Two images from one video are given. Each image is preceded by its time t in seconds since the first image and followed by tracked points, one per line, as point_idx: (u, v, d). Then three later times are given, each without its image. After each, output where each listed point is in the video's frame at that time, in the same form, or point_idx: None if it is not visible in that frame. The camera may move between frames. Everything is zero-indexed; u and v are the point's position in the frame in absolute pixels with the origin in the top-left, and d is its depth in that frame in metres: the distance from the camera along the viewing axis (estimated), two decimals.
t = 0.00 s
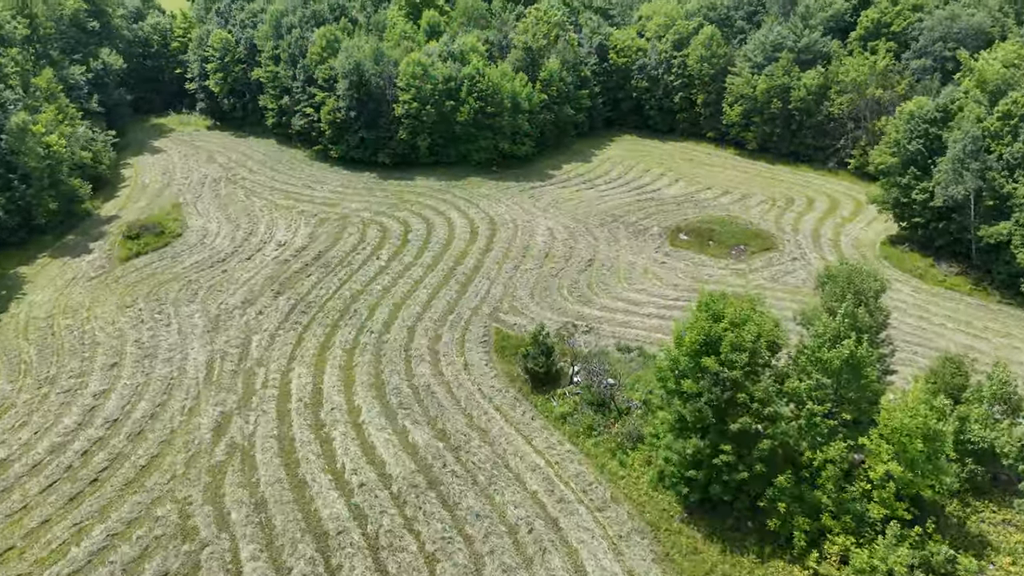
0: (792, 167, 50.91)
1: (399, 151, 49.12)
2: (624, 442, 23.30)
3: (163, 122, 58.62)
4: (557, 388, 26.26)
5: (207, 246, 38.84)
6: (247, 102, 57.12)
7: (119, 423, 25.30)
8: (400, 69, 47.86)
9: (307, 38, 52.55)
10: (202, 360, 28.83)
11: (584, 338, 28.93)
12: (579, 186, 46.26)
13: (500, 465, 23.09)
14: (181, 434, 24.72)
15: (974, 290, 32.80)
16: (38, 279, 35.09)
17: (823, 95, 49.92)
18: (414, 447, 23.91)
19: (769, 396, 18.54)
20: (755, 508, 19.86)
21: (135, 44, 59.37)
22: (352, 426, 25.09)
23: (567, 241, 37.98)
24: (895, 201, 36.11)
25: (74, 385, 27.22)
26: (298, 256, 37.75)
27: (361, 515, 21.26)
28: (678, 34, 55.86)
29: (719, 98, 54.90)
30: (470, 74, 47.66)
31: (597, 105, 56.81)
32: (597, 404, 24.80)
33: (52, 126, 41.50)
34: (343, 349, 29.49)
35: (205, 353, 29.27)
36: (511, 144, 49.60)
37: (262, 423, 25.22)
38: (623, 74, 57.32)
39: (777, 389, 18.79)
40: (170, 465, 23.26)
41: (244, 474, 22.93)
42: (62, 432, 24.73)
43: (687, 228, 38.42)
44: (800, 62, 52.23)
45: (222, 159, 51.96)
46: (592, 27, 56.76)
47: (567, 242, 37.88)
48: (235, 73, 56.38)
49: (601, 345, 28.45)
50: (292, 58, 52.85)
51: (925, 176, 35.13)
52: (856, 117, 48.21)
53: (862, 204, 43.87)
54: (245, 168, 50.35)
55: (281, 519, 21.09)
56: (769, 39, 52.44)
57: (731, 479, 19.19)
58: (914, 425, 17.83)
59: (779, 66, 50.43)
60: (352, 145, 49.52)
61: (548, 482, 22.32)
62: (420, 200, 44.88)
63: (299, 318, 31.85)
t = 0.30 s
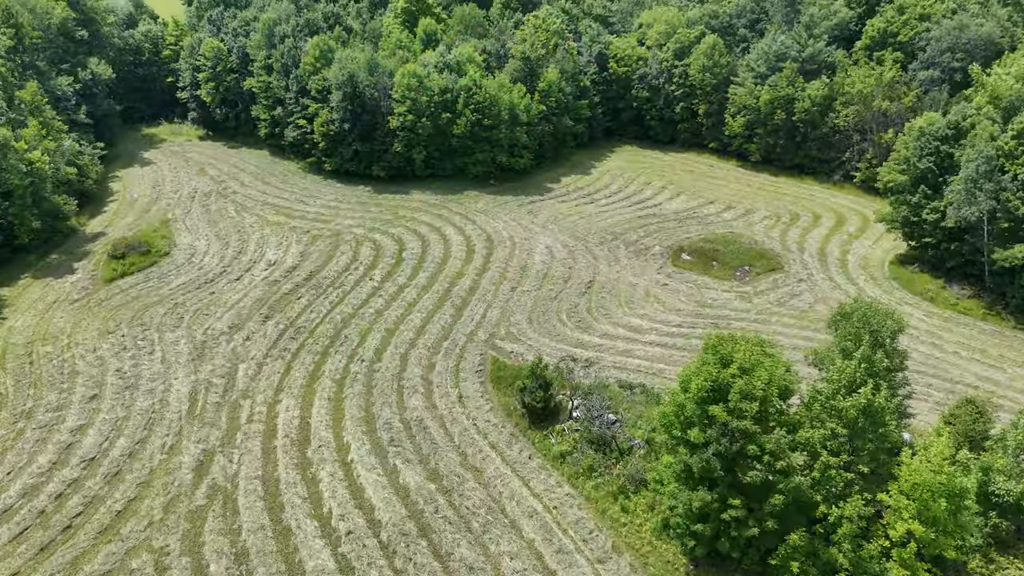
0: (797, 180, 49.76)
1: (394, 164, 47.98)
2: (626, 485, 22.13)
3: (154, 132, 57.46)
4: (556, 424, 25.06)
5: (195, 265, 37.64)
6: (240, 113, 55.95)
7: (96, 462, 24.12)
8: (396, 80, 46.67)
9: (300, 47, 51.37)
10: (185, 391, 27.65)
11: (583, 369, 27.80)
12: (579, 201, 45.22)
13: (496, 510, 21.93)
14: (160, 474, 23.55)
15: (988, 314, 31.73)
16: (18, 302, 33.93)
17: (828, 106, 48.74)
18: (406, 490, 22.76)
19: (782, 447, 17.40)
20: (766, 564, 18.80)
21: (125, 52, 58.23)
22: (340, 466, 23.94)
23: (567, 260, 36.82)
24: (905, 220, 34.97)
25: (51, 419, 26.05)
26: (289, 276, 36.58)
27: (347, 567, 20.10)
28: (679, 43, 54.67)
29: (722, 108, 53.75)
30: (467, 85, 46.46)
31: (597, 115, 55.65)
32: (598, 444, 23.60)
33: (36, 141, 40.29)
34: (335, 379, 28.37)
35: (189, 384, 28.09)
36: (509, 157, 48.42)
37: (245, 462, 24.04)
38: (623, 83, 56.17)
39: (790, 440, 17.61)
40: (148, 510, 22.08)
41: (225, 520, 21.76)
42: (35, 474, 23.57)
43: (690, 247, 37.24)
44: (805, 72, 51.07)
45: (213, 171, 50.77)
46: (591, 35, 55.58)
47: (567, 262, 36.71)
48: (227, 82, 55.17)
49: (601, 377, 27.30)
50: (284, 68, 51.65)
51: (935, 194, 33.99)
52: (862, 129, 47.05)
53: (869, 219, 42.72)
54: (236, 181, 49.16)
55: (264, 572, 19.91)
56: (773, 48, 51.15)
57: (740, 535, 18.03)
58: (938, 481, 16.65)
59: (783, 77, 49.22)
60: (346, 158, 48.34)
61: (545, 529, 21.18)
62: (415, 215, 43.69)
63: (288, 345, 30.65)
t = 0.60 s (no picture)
0: (801, 194, 48.61)
1: (389, 178, 46.82)
2: (628, 536, 20.97)
3: (144, 144, 56.29)
4: (555, 466, 23.89)
5: (182, 287, 36.45)
6: (232, 124, 54.73)
7: (70, 507, 22.96)
8: (390, 94, 45.51)
9: (293, 59, 50.20)
10: (167, 427, 26.47)
11: (583, 404, 26.64)
12: (579, 218, 44.04)
13: (491, 562, 20.77)
14: (137, 521, 22.38)
15: (1002, 342, 30.56)
16: None
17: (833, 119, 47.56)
18: (396, 540, 21.59)
19: (796, 510, 16.33)
20: None
21: (115, 62, 57.05)
22: (327, 511, 22.76)
23: (565, 283, 35.64)
24: (915, 242, 33.80)
25: (25, 459, 24.89)
26: (279, 299, 35.40)
27: None
28: (681, 53, 53.50)
29: (724, 120, 52.58)
30: (463, 98, 45.29)
31: (597, 127, 54.48)
32: (598, 489, 22.43)
33: (19, 159, 39.11)
34: (324, 413, 27.17)
35: (171, 418, 26.90)
36: (506, 172, 47.30)
37: (227, 508, 22.86)
38: (623, 94, 55.00)
39: (804, 500, 16.43)
40: (122, 562, 20.93)
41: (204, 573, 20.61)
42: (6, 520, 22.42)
43: (693, 269, 36.05)
44: (809, 84, 49.91)
45: (204, 185, 49.57)
46: (591, 45, 54.38)
47: (566, 284, 35.52)
48: (218, 93, 53.95)
49: (601, 413, 26.14)
50: (277, 79, 50.45)
51: (947, 216, 32.85)
52: (868, 143, 45.89)
53: (877, 237, 41.57)
54: (228, 195, 47.98)
55: None
56: (777, 60, 49.92)
57: None
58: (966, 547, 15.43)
59: (787, 89, 48.02)
60: (339, 172, 47.16)
61: None
62: (410, 233, 42.50)
63: (275, 375, 29.46)
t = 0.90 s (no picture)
0: (807, 207, 47.33)
1: (382, 191, 45.53)
2: None
3: (134, 153, 54.98)
4: (554, 506, 22.63)
5: (166, 307, 35.11)
6: (223, 133, 53.38)
7: (40, 552, 21.69)
8: (385, 104, 44.24)
9: (285, 67, 48.91)
10: (146, 461, 25.15)
11: (583, 438, 25.37)
12: (579, 232, 42.73)
13: None
14: (109, 568, 21.10)
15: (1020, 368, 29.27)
16: None
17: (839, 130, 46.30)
18: None
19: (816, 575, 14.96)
20: None
21: (104, 69, 55.73)
22: (312, 557, 21.48)
23: (565, 303, 34.34)
24: (928, 262, 32.53)
25: None
26: (268, 320, 34.07)
27: None
28: (683, 60, 52.23)
29: (727, 130, 51.32)
30: (459, 108, 43.98)
31: (597, 136, 53.18)
32: (601, 535, 21.19)
33: None
34: (310, 446, 25.85)
35: (150, 452, 25.57)
36: (504, 184, 46.01)
37: (206, 553, 21.55)
38: (624, 103, 53.73)
39: (825, 564, 15.09)
40: None
41: None
42: None
43: (698, 288, 34.75)
44: (815, 93, 48.63)
45: (193, 197, 48.23)
46: (591, 52, 53.06)
47: (565, 304, 34.22)
48: (208, 101, 52.59)
49: (602, 449, 24.86)
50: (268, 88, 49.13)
51: (962, 235, 31.58)
52: (876, 155, 44.63)
53: (886, 253, 40.30)
54: (217, 208, 46.64)
55: None
56: (781, 68, 48.60)
57: None
58: None
59: (793, 99, 46.65)
60: (332, 185, 45.87)
61: None
62: (404, 248, 41.17)
63: (261, 404, 28.13)
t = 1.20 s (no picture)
0: (813, 215, 45.89)
1: (375, 199, 44.05)
2: None
3: (120, 159, 53.42)
4: (550, 547, 21.42)
5: (147, 324, 33.57)
6: (212, 139, 51.81)
7: None
8: (377, 110, 42.79)
9: (275, 72, 47.43)
10: (118, 495, 23.64)
11: (582, 469, 23.95)
12: (578, 243, 41.29)
13: None
14: None
15: None
16: None
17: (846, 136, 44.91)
18: None
19: None
20: None
21: (89, 73, 54.16)
22: None
23: (563, 319, 32.88)
24: (943, 277, 31.11)
25: None
26: (252, 338, 32.53)
27: None
28: (685, 64, 50.79)
29: (731, 136, 49.89)
30: (454, 114, 42.50)
31: (596, 142, 51.72)
32: None
33: None
34: (293, 478, 24.33)
35: (123, 484, 24.06)
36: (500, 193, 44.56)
37: None
38: (624, 108, 52.27)
39: None
40: None
41: None
42: None
43: (702, 304, 33.30)
44: (821, 97, 47.21)
45: (180, 205, 46.68)
46: (590, 55, 51.57)
47: (564, 321, 32.76)
48: (196, 107, 51.06)
49: (603, 482, 23.43)
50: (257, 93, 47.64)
51: (979, 249, 30.16)
52: (885, 162, 43.23)
53: (896, 265, 38.87)
54: (204, 217, 45.12)
55: None
56: (787, 72, 47.16)
57: None
58: None
59: (798, 105, 45.25)
60: (323, 193, 44.38)
61: None
62: (396, 260, 39.64)
63: (243, 431, 26.61)
